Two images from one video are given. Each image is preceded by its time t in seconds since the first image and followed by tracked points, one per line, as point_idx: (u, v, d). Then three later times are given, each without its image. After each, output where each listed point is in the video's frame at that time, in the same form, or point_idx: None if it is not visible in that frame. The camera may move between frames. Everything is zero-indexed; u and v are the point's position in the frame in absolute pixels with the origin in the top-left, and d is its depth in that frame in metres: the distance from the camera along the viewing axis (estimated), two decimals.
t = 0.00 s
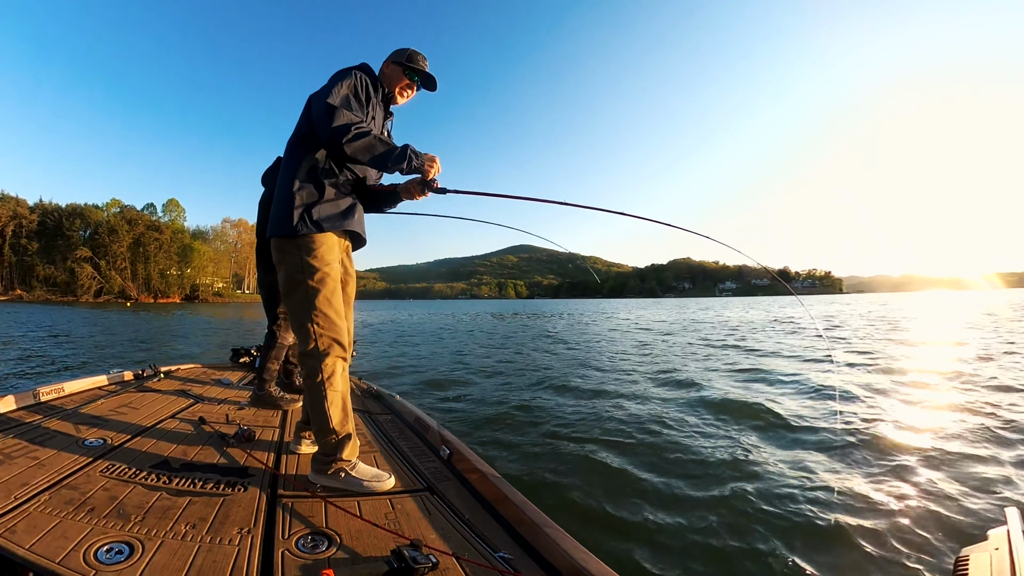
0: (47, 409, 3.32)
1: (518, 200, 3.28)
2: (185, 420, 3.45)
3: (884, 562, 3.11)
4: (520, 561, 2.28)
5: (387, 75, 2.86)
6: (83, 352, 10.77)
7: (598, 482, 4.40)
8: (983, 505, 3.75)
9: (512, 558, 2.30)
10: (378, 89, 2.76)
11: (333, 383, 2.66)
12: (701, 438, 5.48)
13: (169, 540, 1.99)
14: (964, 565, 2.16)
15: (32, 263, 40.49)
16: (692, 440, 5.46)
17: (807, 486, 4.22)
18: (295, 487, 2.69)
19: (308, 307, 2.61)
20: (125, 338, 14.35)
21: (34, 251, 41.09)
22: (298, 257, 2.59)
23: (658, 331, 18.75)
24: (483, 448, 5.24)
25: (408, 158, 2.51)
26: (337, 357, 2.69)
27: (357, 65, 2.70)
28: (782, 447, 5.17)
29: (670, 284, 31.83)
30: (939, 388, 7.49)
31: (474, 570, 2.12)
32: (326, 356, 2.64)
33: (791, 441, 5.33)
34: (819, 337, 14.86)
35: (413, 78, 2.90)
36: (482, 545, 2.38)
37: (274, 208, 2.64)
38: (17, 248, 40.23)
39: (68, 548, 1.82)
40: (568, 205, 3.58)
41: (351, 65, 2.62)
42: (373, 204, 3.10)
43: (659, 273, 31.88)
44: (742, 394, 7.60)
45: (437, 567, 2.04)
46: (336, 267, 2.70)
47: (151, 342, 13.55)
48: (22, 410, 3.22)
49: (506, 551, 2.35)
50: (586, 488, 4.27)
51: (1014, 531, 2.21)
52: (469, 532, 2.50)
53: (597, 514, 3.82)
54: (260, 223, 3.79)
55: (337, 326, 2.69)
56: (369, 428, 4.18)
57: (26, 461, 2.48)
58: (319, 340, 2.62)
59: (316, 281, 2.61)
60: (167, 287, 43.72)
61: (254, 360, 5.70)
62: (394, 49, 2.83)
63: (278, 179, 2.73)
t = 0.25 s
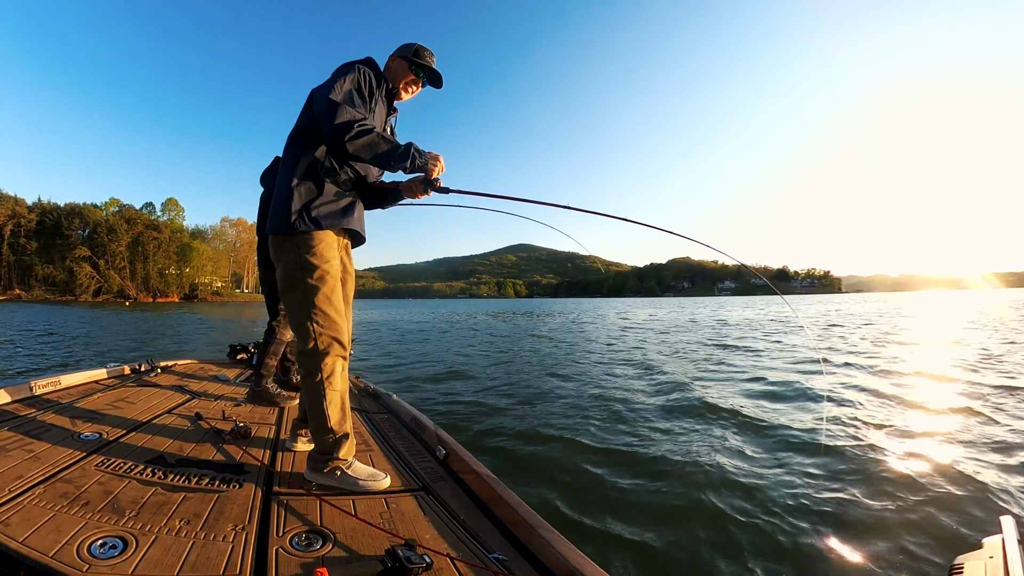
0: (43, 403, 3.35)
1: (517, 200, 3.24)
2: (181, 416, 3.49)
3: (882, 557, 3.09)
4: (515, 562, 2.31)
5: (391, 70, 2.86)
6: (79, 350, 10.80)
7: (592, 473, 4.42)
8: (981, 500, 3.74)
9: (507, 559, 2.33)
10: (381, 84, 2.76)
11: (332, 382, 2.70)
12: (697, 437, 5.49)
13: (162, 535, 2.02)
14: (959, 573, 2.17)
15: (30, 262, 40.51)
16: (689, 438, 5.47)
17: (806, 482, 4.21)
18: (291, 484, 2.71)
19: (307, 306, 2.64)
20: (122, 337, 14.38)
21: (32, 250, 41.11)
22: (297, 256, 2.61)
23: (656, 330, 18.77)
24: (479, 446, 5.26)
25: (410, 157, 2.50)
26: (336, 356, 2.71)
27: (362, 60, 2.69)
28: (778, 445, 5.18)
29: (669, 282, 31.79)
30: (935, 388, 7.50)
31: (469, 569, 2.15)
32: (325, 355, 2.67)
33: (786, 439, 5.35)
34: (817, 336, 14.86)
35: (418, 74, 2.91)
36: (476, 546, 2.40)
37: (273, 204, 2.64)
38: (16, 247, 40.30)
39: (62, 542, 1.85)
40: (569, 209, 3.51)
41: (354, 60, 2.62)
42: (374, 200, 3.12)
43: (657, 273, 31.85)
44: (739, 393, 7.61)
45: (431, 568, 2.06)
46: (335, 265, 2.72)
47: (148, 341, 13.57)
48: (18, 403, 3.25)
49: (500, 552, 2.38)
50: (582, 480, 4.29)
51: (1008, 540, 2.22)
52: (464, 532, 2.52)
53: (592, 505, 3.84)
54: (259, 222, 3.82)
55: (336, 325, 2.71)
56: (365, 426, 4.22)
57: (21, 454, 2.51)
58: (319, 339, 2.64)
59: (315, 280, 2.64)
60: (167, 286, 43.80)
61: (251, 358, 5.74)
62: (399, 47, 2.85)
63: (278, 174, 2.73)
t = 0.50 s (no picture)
0: (41, 403, 3.34)
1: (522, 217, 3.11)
2: (180, 416, 3.48)
3: (882, 560, 3.08)
4: (514, 561, 2.31)
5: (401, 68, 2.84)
6: (79, 350, 10.80)
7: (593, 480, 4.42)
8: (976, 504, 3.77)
9: (507, 558, 2.33)
10: (391, 85, 2.75)
11: (335, 384, 2.70)
12: (697, 438, 5.50)
13: (162, 536, 2.01)
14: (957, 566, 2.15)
15: (29, 261, 40.47)
16: (688, 439, 5.48)
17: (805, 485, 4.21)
18: (290, 484, 2.71)
19: (310, 305, 2.64)
20: (121, 336, 14.38)
21: (31, 249, 41.06)
22: (299, 255, 2.60)
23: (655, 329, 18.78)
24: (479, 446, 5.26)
25: (422, 178, 2.50)
26: (340, 358, 2.71)
27: (374, 58, 2.66)
28: (777, 445, 5.18)
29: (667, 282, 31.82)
30: (934, 388, 7.50)
31: (468, 568, 2.15)
32: (329, 357, 2.67)
33: (786, 439, 5.35)
34: (816, 336, 14.87)
35: (427, 74, 2.91)
36: (476, 545, 2.40)
37: (273, 202, 2.62)
38: (14, 246, 40.22)
39: (62, 543, 1.85)
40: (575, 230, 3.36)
41: (367, 60, 2.59)
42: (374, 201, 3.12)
43: (656, 272, 31.86)
44: (739, 393, 7.62)
45: (430, 567, 2.06)
46: (337, 265, 2.73)
47: (147, 340, 13.57)
48: (17, 404, 3.25)
49: (500, 551, 2.38)
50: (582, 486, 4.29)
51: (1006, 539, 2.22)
52: (463, 531, 2.52)
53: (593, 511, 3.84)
54: (258, 220, 3.81)
55: (338, 325, 2.72)
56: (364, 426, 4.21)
57: (20, 455, 2.51)
58: (322, 340, 2.65)
59: (318, 280, 2.64)
60: (165, 286, 43.74)
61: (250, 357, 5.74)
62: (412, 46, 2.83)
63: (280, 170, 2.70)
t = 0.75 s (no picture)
0: (42, 408, 3.32)
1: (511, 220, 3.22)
2: (181, 419, 3.47)
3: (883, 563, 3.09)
4: (517, 558, 2.30)
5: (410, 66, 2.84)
6: (79, 352, 10.78)
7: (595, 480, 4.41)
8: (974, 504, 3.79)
9: (510, 556, 2.32)
10: (398, 85, 2.73)
11: (339, 385, 2.69)
12: (698, 437, 5.50)
13: (165, 538, 2.00)
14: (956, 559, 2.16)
15: (27, 261, 40.32)
16: (689, 438, 5.48)
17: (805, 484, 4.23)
18: (292, 484, 2.70)
19: (314, 306, 2.63)
20: (121, 337, 14.36)
21: (29, 249, 40.91)
22: (303, 256, 2.60)
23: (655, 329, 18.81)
24: (480, 446, 5.25)
25: (413, 191, 2.59)
26: (345, 359, 2.70)
27: (383, 57, 2.66)
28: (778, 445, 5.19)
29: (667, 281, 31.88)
30: (934, 387, 7.53)
31: (471, 567, 2.14)
32: (333, 358, 2.66)
33: (787, 439, 5.36)
34: (816, 335, 14.90)
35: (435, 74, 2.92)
36: (478, 543, 2.39)
37: (275, 201, 2.60)
38: (12, 246, 40.02)
39: (65, 547, 1.83)
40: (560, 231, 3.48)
41: (376, 59, 2.58)
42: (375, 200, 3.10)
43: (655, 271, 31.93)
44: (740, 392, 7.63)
45: (432, 566, 2.06)
46: (341, 265, 2.72)
47: (147, 341, 13.54)
48: (18, 409, 3.23)
49: (502, 549, 2.37)
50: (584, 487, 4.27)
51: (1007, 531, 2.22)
52: (466, 530, 2.52)
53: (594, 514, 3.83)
54: (259, 219, 3.79)
55: (342, 326, 2.71)
56: (365, 426, 4.20)
57: (22, 460, 2.49)
58: (327, 342, 2.65)
59: (323, 281, 2.64)
60: (164, 286, 43.60)
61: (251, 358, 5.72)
62: (419, 46, 2.84)
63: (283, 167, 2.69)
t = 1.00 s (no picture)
0: (42, 412, 3.29)
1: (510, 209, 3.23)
2: (182, 421, 3.44)
3: (885, 556, 3.11)
4: (519, 556, 2.29)
5: (412, 67, 2.83)
6: (79, 353, 10.74)
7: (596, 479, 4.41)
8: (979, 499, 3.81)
9: (512, 554, 2.31)
10: (401, 85, 2.72)
11: (340, 385, 2.67)
12: (699, 437, 5.50)
13: (168, 541, 1.99)
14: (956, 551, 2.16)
15: (25, 261, 40.18)
16: (690, 438, 5.48)
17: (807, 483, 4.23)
18: (294, 485, 2.68)
19: (314, 307, 2.62)
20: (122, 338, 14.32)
21: (27, 249, 40.77)
22: (303, 256, 2.58)
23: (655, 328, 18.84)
24: (482, 446, 5.24)
25: (420, 180, 2.61)
26: (346, 359, 2.69)
27: (385, 56, 2.64)
28: (779, 445, 5.20)
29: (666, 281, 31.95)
30: (934, 387, 7.55)
31: (474, 566, 2.13)
32: (335, 358, 2.65)
33: (788, 439, 5.37)
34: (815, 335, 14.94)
35: (437, 77, 2.91)
36: (481, 542, 2.38)
37: (276, 201, 2.58)
38: (9, 246, 39.83)
39: (68, 550, 1.82)
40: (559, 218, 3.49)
41: (378, 57, 2.56)
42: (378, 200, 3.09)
43: (654, 271, 31.99)
44: (740, 392, 7.64)
45: (435, 564, 2.05)
46: (343, 265, 2.70)
47: (147, 342, 13.50)
48: (18, 413, 3.21)
49: (505, 547, 2.36)
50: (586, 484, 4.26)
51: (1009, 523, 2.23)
52: (467, 528, 2.50)
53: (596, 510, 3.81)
54: (259, 218, 3.76)
55: (343, 326, 2.70)
56: (365, 426, 4.18)
57: (23, 465, 2.47)
58: (328, 342, 2.63)
59: (323, 281, 2.62)
60: (162, 285, 43.45)
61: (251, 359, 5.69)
62: (421, 46, 2.83)
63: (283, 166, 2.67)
